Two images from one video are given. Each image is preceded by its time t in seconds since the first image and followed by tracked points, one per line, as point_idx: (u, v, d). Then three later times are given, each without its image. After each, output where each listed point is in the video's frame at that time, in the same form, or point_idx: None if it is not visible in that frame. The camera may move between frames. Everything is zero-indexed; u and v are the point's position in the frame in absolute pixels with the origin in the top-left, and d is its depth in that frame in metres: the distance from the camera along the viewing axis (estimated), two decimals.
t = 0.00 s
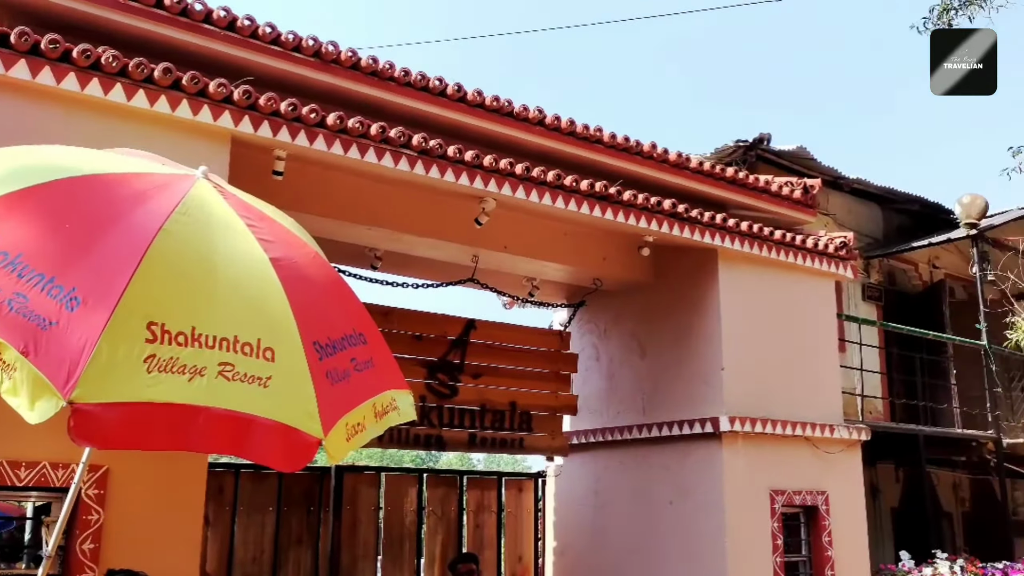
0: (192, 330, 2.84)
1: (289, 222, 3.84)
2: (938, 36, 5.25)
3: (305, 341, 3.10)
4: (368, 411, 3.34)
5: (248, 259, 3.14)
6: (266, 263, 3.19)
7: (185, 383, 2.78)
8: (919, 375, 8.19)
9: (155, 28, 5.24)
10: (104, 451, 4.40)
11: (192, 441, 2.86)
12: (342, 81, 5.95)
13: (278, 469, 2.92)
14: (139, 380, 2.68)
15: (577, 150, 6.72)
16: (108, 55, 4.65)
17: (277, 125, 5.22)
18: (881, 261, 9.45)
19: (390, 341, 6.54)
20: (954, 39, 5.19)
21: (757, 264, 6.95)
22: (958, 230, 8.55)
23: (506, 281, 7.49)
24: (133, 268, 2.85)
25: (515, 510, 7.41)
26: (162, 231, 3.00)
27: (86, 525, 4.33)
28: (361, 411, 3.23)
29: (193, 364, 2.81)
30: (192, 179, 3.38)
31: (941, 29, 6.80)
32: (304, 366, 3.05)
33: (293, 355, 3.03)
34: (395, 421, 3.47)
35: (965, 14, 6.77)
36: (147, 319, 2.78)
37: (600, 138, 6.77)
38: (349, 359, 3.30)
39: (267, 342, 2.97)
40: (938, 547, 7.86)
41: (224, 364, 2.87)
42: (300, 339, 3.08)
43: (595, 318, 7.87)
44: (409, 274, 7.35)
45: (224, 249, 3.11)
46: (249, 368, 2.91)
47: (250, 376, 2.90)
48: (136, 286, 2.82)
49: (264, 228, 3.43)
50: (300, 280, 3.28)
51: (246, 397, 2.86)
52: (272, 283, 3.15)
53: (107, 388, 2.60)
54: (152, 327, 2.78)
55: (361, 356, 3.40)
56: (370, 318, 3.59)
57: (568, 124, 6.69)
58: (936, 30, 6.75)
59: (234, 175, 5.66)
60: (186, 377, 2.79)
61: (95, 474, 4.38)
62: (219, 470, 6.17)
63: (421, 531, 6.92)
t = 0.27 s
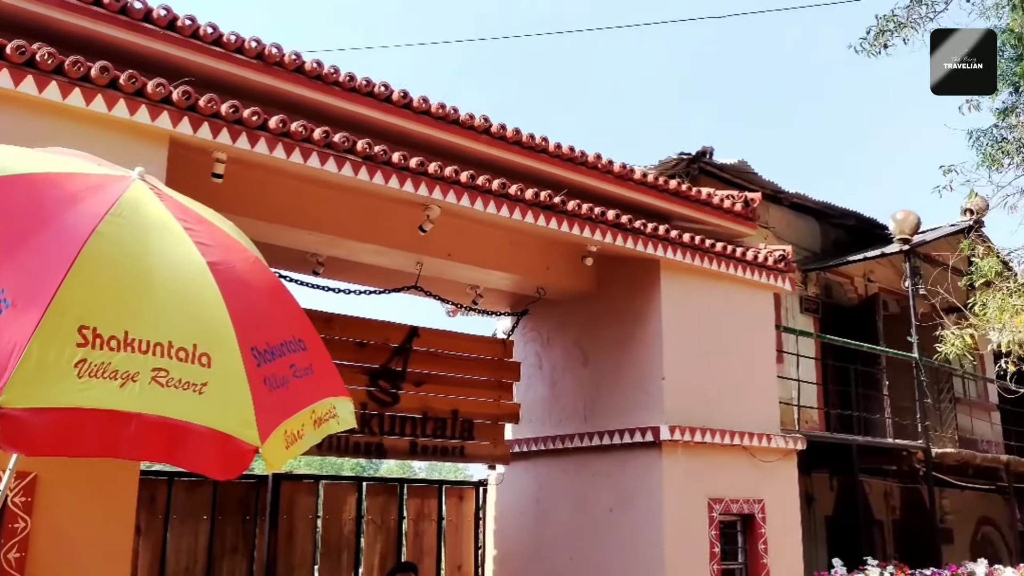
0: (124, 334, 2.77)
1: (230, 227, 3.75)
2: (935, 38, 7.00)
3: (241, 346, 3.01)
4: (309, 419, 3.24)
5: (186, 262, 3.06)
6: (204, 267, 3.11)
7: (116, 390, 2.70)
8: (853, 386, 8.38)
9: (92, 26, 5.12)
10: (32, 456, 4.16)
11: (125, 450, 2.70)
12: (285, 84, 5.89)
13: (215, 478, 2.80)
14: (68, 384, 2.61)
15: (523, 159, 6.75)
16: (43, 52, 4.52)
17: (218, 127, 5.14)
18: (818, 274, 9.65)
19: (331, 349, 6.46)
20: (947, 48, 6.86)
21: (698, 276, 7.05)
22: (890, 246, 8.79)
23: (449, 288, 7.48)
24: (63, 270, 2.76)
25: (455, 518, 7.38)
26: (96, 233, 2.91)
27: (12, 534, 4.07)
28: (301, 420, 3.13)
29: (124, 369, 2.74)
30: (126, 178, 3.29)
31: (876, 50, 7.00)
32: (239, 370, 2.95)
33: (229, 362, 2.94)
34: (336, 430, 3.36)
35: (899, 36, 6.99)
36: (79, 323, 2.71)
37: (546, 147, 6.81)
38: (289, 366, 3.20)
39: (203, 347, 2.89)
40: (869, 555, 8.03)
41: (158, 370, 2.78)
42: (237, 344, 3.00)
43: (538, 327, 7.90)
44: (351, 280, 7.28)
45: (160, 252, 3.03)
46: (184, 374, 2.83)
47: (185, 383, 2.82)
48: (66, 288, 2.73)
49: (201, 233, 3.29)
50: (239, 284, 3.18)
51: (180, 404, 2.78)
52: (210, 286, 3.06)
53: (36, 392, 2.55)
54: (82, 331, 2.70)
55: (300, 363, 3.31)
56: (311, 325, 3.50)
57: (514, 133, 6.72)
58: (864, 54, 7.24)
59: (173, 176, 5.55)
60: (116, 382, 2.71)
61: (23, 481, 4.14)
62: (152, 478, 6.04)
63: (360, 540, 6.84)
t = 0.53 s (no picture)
0: (73, 337, 2.76)
1: (182, 230, 3.76)
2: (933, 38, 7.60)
3: (194, 352, 3.03)
4: (259, 425, 3.29)
5: (136, 266, 3.06)
6: (155, 271, 3.11)
7: (65, 394, 2.70)
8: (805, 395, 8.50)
9: (44, 22, 5.00)
10: None
11: (70, 454, 2.83)
12: (242, 86, 5.83)
13: (165, 482, 2.87)
14: (15, 389, 2.60)
15: (482, 166, 6.75)
16: None
17: (172, 128, 5.06)
18: (773, 284, 9.77)
19: (285, 353, 6.44)
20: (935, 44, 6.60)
21: (655, 285, 7.10)
22: (843, 257, 8.95)
23: (407, 295, 7.46)
24: (11, 272, 2.75)
25: (410, 525, 7.35)
26: (45, 236, 2.90)
27: None
28: (251, 427, 3.18)
29: (73, 373, 2.73)
30: (76, 181, 3.29)
31: (831, 64, 7.12)
32: (193, 377, 2.98)
33: (180, 367, 2.96)
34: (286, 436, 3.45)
35: (853, 51, 7.13)
36: (26, 326, 2.69)
37: (505, 154, 6.82)
38: (240, 372, 3.23)
39: (153, 352, 2.89)
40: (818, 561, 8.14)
41: (106, 375, 2.78)
42: (189, 349, 3.02)
43: (496, 334, 7.91)
44: (307, 285, 7.23)
45: (110, 256, 3.02)
46: (133, 379, 2.83)
47: (134, 387, 2.82)
48: (14, 290, 2.72)
49: (153, 235, 3.32)
50: (190, 288, 3.20)
51: (129, 409, 2.78)
52: (160, 289, 3.07)
53: None
54: (29, 334, 2.69)
55: (252, 369, 3.34)
56: (262, 330, 3.54)
57: (474, 139, 6.72)
58: (817, 70, 7.51)
59: (126, 177, 5.47)
60: (65, 387, 2.71)
61: None
62: (100, 484, 5.92)
63: (313, 548, 6.78)
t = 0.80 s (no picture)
0: (24, 342, 2.74)
1: (137, 233, 3.72)
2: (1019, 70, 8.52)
3: (146, 358, 2.99)
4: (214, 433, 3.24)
5: (89, 270, 3.03)
6: (108, 276, 3.07)
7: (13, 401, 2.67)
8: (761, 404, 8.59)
9: None
10: None
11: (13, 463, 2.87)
12: (200, 90, 5.77)
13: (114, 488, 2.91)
14: None
15: (443, 173, 6.75)
16: None
17: (128, 131, 4.99)
18: (731, 294, 9.88)
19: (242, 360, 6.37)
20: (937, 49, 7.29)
21: (614, 294, 7.14)
22: (801, 268, 9.08)
23: (366, 302, 7.43)
24: None
25: (367, 534, 7.31)
26: None
27: None
28: (205, 435, 3.13)
29: (22, 379, 2.70)
30: (28, 182, 3.25)
31: (790, 79, 7.23)
32: (147, 386, 2.94)
33: (133, 373, 2.92)
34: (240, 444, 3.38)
35: (811, 65, 7.24)
36: None
37: (466, 162, 6.83)
38: (194, 379, 3.18)
39: (106, 358, 2.86)
40: (773, 570, 8.21)
41: (57, 381, 2.75)
42: (143, 358, 2.98)
43: (456, 342, 7.91)
44: (265, 291, 7.17)
45: (61, 262, 2.98)
46: (84, 386, 2.79)
47: (84, 395, 2.78)
48: None
49: (107, 238, 3.29)
50: (143, 293, 3.16)
51: (81, 416, 2.75)
52: (114, 294, 3.04)
53: None
54: None
55: (208, 376, 3.29)
56: (218, 336, 3.49)
57: (435, 147, 6.72)
58: (777, 82, 8.62)
59: (81, 180, 5.39)
60: (14, 394, 2.68)
61: None
62: (50, 492, 5.81)
63: (268, 557, 6.71)
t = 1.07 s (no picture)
0: None
1: (92, 234, 3.76)
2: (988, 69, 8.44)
3: (103, 362, 3.09)
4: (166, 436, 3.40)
5: (41, 272, 3.08)
6: (60, 278, 3.13)
7: None
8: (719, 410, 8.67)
9: None
10: None
11: None
12: (157, 89, 5.69)
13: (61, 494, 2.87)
14: None
15: (404, 177, 6.73)
16: None
17: (82, 130, 4.89)
18: (690, 300, 9.96)
19: (196, 364, 6.29)
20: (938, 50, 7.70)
21: (575, 300, 7.16)
22: (760, 275, 9.19)
23: (325, 305, 7.38)
24: None
25: (323, 539, 7.24)
26: None
27: None
28: (159, 438, 3.29)
29: None
30: None
31: (750, 87, 7.30)
32: (100, 388, 3.02)
33: (86, 375, 2.99)
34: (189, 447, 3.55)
35: (770, 75, 7.34)
36: None
37: (428, 166, 6.82)
38: (150, 383, 3.33)
39: (56, 361, 2.92)
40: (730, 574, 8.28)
41: (7, 383, 2.80)
42: (95, 359, 3.06)
43: (415, 346, 7.88)
44: (223, 293, 7.10)
45: (14, 265, 3.03)
46: (35, 389, 2.85)
47: (35, 397, 2.84)
48: None
49: (60, 240, 3.37)
50: (99, 298, 3.26)
51: (30, 418, 2.81)
52: (66, 296, 3.09)
53: None
54: None
55: (162, 379, 3.44)
56: (167, 338, 3.59)
57: (396, 150, 6.70)
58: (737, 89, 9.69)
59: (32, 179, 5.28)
60: None
61: None
62: None
63: (222, 563, 6.62)
